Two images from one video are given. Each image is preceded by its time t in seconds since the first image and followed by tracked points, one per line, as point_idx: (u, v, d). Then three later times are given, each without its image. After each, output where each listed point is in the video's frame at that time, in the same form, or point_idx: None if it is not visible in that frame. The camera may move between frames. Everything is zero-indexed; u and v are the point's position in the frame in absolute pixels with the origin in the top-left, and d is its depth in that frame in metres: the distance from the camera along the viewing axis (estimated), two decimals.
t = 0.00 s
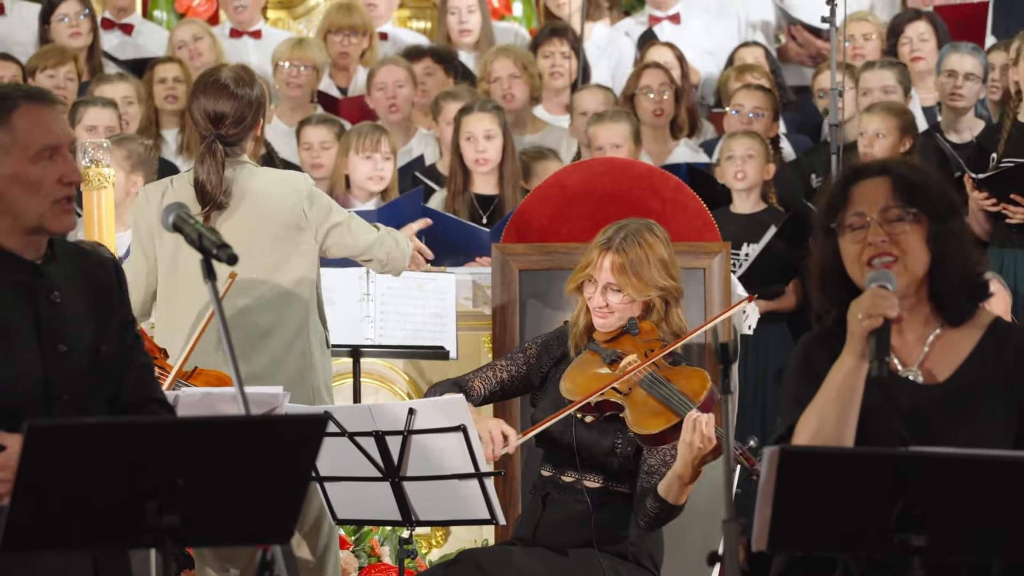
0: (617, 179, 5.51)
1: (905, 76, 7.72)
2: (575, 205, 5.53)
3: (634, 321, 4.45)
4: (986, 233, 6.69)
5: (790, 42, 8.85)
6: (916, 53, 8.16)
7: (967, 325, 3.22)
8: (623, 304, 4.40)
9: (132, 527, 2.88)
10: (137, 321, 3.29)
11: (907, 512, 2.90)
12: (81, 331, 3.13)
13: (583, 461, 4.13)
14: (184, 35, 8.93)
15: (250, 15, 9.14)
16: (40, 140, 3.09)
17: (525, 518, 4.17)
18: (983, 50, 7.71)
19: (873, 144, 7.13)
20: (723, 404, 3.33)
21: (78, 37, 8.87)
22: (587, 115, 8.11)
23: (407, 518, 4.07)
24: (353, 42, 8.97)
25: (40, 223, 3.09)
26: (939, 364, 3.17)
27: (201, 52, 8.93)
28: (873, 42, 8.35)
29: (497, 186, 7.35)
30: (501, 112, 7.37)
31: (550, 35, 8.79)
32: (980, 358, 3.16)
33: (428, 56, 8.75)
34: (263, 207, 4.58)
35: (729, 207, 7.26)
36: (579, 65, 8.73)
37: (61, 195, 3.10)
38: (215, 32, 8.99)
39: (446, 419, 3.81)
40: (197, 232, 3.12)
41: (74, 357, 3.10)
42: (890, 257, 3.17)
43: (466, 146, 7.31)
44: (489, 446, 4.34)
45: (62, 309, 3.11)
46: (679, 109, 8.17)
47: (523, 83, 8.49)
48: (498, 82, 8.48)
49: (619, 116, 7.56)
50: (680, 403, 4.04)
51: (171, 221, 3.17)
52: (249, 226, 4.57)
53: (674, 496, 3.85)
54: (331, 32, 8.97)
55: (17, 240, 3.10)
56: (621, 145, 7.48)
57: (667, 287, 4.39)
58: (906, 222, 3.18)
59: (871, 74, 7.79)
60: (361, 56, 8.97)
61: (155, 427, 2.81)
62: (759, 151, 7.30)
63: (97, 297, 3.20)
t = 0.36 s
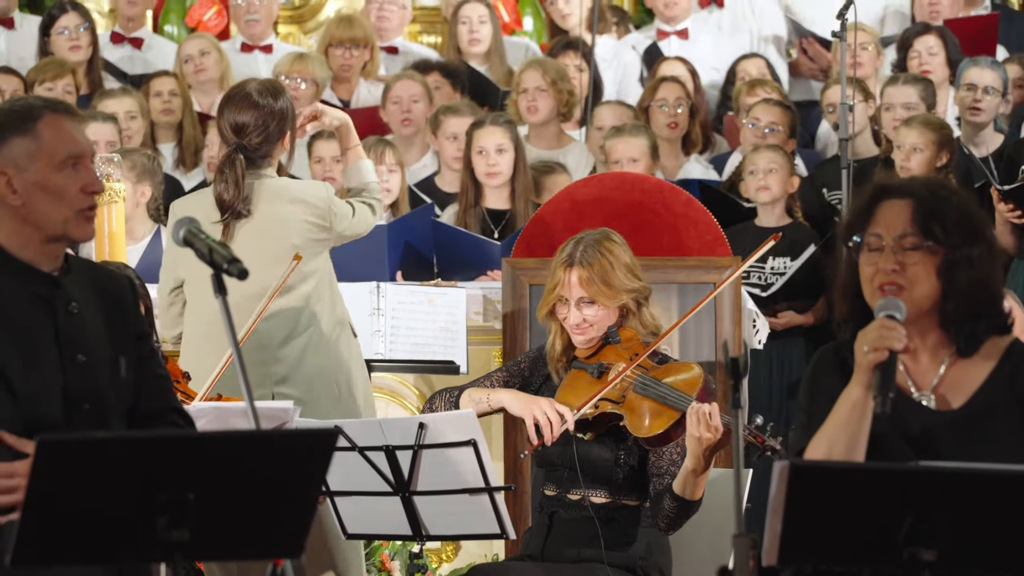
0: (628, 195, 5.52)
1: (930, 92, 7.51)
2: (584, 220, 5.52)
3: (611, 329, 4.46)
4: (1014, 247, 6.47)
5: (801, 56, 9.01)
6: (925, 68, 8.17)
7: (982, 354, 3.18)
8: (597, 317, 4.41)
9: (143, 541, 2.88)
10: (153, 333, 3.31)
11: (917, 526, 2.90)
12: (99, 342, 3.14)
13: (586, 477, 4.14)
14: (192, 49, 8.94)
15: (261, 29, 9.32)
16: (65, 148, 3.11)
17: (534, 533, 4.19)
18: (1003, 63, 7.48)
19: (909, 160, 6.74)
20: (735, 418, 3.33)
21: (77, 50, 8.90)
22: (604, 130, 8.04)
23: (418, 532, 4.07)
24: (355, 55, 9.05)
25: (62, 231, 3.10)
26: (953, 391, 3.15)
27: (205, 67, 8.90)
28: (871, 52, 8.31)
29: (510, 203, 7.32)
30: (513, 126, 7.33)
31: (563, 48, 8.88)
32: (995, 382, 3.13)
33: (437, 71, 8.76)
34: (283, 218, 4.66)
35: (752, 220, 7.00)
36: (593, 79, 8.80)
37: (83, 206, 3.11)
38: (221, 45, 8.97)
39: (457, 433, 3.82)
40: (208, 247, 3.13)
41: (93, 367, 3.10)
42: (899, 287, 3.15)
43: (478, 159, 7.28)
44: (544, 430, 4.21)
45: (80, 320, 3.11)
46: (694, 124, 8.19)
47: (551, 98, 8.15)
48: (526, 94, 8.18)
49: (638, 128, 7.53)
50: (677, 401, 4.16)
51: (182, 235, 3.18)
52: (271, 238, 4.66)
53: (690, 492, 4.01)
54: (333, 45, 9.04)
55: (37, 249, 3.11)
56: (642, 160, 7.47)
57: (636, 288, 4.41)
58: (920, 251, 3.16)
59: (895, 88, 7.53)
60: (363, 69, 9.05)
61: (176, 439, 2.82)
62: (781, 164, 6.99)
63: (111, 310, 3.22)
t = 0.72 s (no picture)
0: (635, 210, 5.53)
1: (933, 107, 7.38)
2: (592, 235, 5.54)
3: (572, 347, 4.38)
4: None
5: (810, 70, 9.31)
6: (930, 82, 8.12)
7: (992, 370, 3.18)
8: (551, 337, 4.34)
9: (151, 556, 2.88)
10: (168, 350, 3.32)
11: (925, 540, 2.88)
12: (118, 356, 3.15)
13: (568, 494, 4.10)
14: (204, 63, 8.96)
15: (271, 45, 9.76)
16: (86, 163, 3.12)
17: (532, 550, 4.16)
18: (1013, 80, 7.53)
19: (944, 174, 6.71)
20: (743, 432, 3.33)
21: (75, 66, 8.84)
22: (622, 144, 7.90)
23: (424, 547, 4.07)
24: (363, 72, 8.96)
25: (79, 247, 3.11)
26: (962, 406, 3.16)
27: (215, 83, 8.90)
28: (872, 71, 8.47)
29: (518, 216, 7.26)
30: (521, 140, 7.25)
31: (573, 64, 8.94)
32: (1005, 397, 3.13)
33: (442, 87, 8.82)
34: (318, 238, 4.52)
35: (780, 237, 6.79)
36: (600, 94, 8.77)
37: (103, 222, 3.12)
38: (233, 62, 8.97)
39: (464, 447, 3.82)
40: (216, 261, 3.14)
41: (112, 380, 3.12)
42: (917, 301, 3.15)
43: (487, 174, 7.23)
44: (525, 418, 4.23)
45: (100, 333, 3.13)
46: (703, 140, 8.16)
47: (567, 115, 8.11)
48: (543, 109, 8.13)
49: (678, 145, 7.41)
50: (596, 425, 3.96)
51: (190, 250, 3.20)
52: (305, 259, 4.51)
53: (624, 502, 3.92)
54: (339, 62, 8.97)
55: (55, 264, 3.12)
56: (681, 175, 7.33)
57: (581, 300, 4.34)
58: (938, 268, 3.16)
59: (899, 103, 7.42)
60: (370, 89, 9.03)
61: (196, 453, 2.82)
62: (810, 178, 6.78)
63: (130, 324, 3.24)
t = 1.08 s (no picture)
0: (639, 230, 5.53)
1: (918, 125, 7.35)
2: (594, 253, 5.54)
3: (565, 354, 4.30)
4: None
5: (815, 91, 9.52)
6: (930, 102, 8.13)
7: (999, 382, 3.16)
8: (544, 339, 4.28)
9: None
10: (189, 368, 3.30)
11: (929, 560, 2.88)
12: (136, 375, 3.15)
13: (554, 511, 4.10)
14: (225, 81, 9.01)
15: (275, 65, 9.83)
16: (103, 182, 3.12)
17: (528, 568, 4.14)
18: (1014, 98, 7.50)
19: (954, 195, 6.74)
20: (746, 453, 3.34)
21: (82, 86, 8.87)
22: (629, 166, 7.81)
23: (429, 566, 4.05)
24: (369, 87, 8.94)
25: (90, 268, 3.10)
26: (966, 417, 3.13)
27: (232, 103, 8.98)
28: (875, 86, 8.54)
29: (520, 236, 7.20)
30: (523, 159, 7.23)
31: (575, 83, 8.92)
32: (1010, 412, 3.10)
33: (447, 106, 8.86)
34: (351, 259, 4.48)
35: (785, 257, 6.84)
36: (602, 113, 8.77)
37: (117, 242, 3.11)
38: (253, 85, 9.03)
39: (468, 467, 3.83)
40: (219, 282, 3.14)
41: (128, 400, 3.11)
42: (923, 301, 3.14)
43: (489, 193, 7.18)
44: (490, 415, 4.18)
45: (117, 352, 3.13)
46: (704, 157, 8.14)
47: (566, 135, 8.10)
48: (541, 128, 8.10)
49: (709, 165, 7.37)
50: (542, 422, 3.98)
51: (194, 270, 3.20)
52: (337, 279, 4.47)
53: (562, 510, 3.85)
54: (345, 79, 8.95)
55: (69, 281, 3.12)
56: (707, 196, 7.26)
57: (582, 309, 4.27)
58: (944, 272, 3.15)
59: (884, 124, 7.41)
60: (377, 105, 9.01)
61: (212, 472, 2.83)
62: (816, 200, 6.80)
63: (149, 345, 3.22)
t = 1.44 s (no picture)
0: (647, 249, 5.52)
1: (905, 146, 7.46)
2: (600, 272, 5.56)
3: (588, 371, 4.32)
4: None
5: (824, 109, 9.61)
6: (933, 121, 8.16)
7: (1004, 395, 3.15)
8: (569, 354, 4.31)
9: None
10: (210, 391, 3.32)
11: None
12: (154, 395, 3.16)
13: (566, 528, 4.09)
14: (245, 101, 9.05)
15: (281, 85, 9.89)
16: (114, 199, 3.13)
17: None
18: (1011, 118, 7.44)
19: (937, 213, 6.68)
20: (752, 471, 3.33)
21: (96, 105, 8.87)
22: (619, 185, 7.92)
23: None
24: (376, 103, 8.95)
25: (102, 285, 3.11)
26: (970, 427, 3.12)
27: (250, 123, 9.01)
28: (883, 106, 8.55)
29: (524, 256, 7.15)
30: (526, 178, 7.18)
31: (577, 103, 8.91)
32: (1016, 425, 3.09)
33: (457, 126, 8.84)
34: (397, 282, 4.57)
35: (774, 277, 6.84)
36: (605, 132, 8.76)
37: (125, 259, 3.11)
38: (271, 106, 9.07)
39: (474, 487, 3.82)
40: (225, 300, 3.15)
41: (144, 420, 3.12)
42: (933, 301, 3.17)
43: (492, 213, 7.12)
44: (480, 445, 4.23)
45: (134, 372, 3.14)
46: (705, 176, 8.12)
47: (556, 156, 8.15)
48: (531, 153, 8.15)
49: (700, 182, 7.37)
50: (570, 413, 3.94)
51: (200, 289, 3.20)
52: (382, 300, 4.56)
53: (576, 509, 3.83)
54: (350, 96, 8.97)
55: (85, 300, 3.13)
56: (699, 212, 7.30)
57: (609, 326, 4.31)
58: (955, 274, 3.17)
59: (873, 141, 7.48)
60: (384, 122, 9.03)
61: (228, 491, 2.85)
62: (806, 219, 6.84)
63: (171, 368, 3.24)
